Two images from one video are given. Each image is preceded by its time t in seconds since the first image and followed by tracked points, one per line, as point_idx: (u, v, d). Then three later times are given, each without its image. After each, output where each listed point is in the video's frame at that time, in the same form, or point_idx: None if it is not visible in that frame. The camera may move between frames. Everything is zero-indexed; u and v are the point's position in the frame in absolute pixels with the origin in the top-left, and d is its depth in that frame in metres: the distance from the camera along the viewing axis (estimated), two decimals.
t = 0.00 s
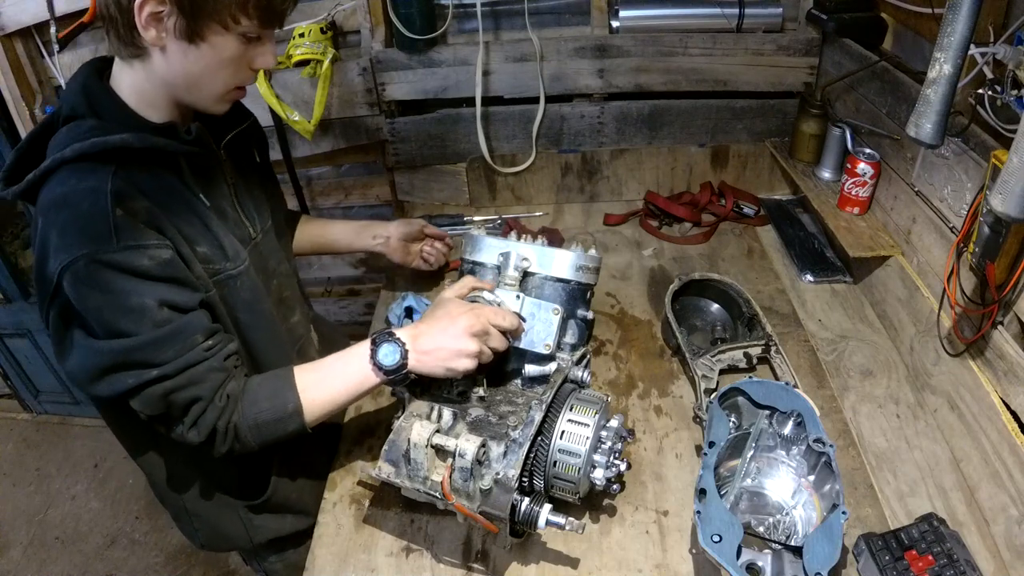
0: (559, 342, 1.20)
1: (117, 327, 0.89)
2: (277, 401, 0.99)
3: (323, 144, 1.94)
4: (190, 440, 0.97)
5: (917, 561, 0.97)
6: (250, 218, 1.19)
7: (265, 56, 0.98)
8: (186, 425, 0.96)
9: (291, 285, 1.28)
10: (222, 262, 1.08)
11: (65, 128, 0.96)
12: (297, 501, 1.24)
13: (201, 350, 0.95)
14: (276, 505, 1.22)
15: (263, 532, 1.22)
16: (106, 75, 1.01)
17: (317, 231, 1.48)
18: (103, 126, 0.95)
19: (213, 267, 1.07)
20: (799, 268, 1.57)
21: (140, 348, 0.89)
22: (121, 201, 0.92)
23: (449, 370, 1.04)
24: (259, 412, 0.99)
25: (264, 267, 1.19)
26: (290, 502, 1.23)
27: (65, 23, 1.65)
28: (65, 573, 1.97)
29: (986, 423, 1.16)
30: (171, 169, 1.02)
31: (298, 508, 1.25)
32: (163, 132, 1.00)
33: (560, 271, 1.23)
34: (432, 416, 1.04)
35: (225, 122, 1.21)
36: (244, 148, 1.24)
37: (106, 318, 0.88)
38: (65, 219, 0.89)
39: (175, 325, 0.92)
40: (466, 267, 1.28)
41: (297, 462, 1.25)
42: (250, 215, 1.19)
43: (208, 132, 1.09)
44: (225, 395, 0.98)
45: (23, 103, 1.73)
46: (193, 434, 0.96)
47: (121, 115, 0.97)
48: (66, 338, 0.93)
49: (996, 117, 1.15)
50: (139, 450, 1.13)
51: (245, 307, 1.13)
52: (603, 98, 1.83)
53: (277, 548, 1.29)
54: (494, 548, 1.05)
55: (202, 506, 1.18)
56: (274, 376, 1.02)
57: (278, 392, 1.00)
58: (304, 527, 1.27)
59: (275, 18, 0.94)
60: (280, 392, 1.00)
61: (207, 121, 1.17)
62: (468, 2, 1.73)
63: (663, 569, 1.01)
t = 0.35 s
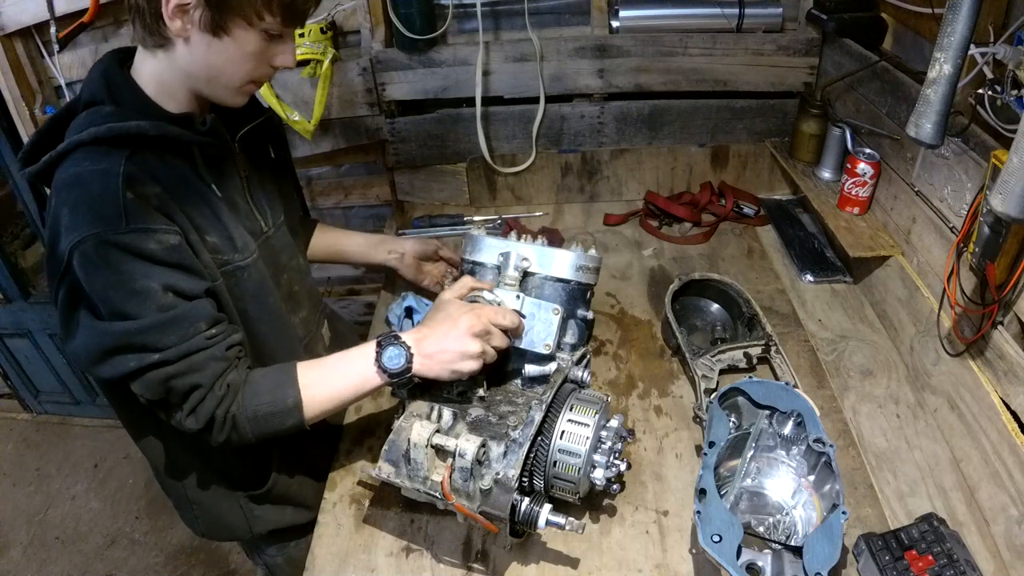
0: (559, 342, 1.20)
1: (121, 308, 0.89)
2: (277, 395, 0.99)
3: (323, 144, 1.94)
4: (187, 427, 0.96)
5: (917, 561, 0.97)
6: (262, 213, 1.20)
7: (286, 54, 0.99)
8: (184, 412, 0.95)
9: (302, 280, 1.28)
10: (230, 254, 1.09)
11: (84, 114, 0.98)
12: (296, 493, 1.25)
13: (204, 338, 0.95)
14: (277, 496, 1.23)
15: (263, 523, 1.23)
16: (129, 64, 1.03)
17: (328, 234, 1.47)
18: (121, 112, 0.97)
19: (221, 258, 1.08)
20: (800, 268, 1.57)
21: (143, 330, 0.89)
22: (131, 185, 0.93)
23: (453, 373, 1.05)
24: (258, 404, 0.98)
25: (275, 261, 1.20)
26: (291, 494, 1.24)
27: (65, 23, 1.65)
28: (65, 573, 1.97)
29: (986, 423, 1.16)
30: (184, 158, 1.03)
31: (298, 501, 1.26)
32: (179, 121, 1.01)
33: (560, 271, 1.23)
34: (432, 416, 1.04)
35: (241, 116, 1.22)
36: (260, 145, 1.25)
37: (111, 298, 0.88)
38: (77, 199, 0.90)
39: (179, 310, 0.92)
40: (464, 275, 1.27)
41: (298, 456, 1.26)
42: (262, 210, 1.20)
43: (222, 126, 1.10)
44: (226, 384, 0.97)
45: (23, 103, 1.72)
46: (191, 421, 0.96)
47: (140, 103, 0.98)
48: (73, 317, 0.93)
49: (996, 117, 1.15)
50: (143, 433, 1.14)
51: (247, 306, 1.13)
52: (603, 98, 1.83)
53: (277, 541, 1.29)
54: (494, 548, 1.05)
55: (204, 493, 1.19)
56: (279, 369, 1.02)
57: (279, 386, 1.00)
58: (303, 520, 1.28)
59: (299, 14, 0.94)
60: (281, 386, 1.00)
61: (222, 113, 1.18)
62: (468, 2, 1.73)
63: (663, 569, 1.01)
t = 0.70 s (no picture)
0: (559, 342, 1.20)
1: (120, 298, 0.89)
2: (270, 390, 0.98)
3: (323, 144, 1.94)
4: (179, 420, 0.96)
5: (917, 561, 0.97)
6: (269, 210, 1.19)
7: (292, 54, 0.99)
8: (177, 404, 0.95)
9: (305, 279, 1.28)
10: (232, 249, 1.08)
11: (94, 107, 0.98)
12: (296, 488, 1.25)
13: (201, 331, 0.95)
14: (278, 491, 1.23)
15: (263, 517, 1.23)
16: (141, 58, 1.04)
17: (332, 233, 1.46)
18: (129, 104, 0.97)
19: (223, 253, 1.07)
20: (800, 268, 1.57)
21: (142, 319, 0.90)
22: (136, 176, 0.94)
23: (449, 375, 1.05)
24: (252, 399, 0.98)
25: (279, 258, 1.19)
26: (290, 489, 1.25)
27: (65, 23, 1.65)
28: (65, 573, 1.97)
29: (986, 423, 1.16)
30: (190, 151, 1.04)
31: (299, 496, 1.26)
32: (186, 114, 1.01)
33: (560, 271, 1.23)
34: (432, 416, 1.04)
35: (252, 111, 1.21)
36: (268, 140, 1.24)
37: (110, 287, 0.89)
38: (81, 189, 0.91)
39: (177, 302, 0.92)
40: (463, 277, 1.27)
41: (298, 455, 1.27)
42: (269, 206, 1.19)
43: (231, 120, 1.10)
44: (219, 378, 0.97)
45: (23, 103, 1.72)
46: (183, 414, 0.95)
47: (151, 96, 0.98)
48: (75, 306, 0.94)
49: (996, 117, 1.15)
50: (147, 425, 1.14)
51: (247, 301, 1.13)
52: (603, 98, 1.83)
53: (277, 535, 1.29)
54: (494, 548, 1.05)
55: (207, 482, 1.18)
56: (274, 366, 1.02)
57: (272, 381, 0.99)
58: (303, 515, 1.28)
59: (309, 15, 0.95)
60: (274, 381, 0.99)
61: (231, 109, 1.18)
62: (468, 2, 1.73)
63: (663, 569, 1.01)
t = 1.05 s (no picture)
0: (559, 342, 1.20)
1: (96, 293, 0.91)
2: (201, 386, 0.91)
3: (323, 145, 1.92)
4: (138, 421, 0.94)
5: (917, 561, 0.97)
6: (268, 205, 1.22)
7: (300, 59, 0.99)
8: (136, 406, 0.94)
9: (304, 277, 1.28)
10: (227, 247, 1.13)
11: (95, 109, 1.01)
12: (295, 485, 1.27)
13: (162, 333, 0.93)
14: (276, 487, 1.25)
15: (260, 511, 1.26)
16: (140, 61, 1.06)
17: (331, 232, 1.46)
18: (128, 107, 1.00)
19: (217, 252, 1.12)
20: (800, 268, 1.57)
21: (110, 314, 0.91)
22: (127, 176, 0.96)
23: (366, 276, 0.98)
24: (190, 400, 0.91)
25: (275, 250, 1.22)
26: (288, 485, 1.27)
27: (65, 23, 1.65)
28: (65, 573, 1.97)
29: (986, 423, 1.16)
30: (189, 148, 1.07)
31: (296, 492, 1.28)
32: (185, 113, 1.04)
33: (560, 271, 1.23)
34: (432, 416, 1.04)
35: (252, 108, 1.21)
36: (269, 133, 1.26)
37: (90, 281, 0.91)
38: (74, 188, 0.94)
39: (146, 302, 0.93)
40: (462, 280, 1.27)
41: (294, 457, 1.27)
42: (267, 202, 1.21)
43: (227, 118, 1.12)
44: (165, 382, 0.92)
45: (23, 103, 1.72)
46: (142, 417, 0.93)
47: (147, 97, 1.01)
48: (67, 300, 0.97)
49: (996, 117, 1.15)
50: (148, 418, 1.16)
51: (239, 297, 1.17)
52: (603, 98, 1.83)
53: (274, 529, 1.30)
54: (494, 548, 1.05)
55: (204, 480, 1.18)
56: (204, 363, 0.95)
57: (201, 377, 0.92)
58: (299, 511, 1.30)
59: (324, 23, 0.96)
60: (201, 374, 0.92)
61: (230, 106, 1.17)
62: (468, 2, 1.73)
63: (663, 569, 1.01)
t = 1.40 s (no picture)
0: (559, 342, 1.20)
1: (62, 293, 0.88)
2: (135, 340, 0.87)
3: (323, 144, 1.93)
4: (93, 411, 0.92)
5: (917, 561, 0.97)
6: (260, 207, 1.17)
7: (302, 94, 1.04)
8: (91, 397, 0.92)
9: (304, 278, 1.28)
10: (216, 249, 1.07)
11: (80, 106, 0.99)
12: (292, 479, 1.29)
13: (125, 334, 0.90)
14: (274, 483, 1.27)
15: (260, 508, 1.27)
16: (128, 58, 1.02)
17: (329, 228, 1.44)
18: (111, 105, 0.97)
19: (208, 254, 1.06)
20: (800, 268, 1.57)
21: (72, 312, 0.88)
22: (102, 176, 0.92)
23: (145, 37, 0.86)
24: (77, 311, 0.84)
25: (271, 253, 1.18)
26: (287, 481, 1.28)
27: (65, 23, 1.65)
28: (65, 573, 1.97)
29: (987, 423, 1.16)
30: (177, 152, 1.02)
31: (294, 485, 1.30)
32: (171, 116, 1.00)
33: (560, 271, 1.23)
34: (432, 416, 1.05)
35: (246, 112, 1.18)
36: (263, 138, 1.22)
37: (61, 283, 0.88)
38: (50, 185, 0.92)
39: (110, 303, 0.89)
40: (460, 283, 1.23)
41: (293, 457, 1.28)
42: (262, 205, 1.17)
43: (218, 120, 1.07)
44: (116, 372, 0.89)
45: (23, 103, 1.72)
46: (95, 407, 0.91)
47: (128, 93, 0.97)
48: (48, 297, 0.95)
49: (997, 117, 1.15)
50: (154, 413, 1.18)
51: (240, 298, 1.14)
52: (603, 98, 1.83)
53: (272, 523, 1.32)
54: (494, 548, 1.05)
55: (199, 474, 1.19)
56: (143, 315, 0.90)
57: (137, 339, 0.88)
58: (298, 503, 1.31)
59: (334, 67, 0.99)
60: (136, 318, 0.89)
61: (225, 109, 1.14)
62: (468, 2, 1.72)
63: (663, 569, 1.01)
